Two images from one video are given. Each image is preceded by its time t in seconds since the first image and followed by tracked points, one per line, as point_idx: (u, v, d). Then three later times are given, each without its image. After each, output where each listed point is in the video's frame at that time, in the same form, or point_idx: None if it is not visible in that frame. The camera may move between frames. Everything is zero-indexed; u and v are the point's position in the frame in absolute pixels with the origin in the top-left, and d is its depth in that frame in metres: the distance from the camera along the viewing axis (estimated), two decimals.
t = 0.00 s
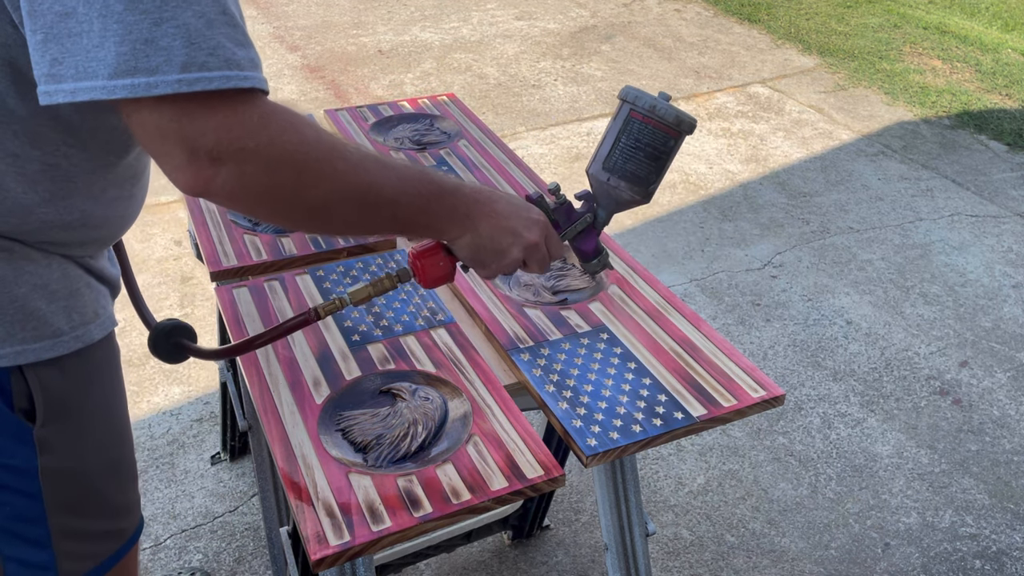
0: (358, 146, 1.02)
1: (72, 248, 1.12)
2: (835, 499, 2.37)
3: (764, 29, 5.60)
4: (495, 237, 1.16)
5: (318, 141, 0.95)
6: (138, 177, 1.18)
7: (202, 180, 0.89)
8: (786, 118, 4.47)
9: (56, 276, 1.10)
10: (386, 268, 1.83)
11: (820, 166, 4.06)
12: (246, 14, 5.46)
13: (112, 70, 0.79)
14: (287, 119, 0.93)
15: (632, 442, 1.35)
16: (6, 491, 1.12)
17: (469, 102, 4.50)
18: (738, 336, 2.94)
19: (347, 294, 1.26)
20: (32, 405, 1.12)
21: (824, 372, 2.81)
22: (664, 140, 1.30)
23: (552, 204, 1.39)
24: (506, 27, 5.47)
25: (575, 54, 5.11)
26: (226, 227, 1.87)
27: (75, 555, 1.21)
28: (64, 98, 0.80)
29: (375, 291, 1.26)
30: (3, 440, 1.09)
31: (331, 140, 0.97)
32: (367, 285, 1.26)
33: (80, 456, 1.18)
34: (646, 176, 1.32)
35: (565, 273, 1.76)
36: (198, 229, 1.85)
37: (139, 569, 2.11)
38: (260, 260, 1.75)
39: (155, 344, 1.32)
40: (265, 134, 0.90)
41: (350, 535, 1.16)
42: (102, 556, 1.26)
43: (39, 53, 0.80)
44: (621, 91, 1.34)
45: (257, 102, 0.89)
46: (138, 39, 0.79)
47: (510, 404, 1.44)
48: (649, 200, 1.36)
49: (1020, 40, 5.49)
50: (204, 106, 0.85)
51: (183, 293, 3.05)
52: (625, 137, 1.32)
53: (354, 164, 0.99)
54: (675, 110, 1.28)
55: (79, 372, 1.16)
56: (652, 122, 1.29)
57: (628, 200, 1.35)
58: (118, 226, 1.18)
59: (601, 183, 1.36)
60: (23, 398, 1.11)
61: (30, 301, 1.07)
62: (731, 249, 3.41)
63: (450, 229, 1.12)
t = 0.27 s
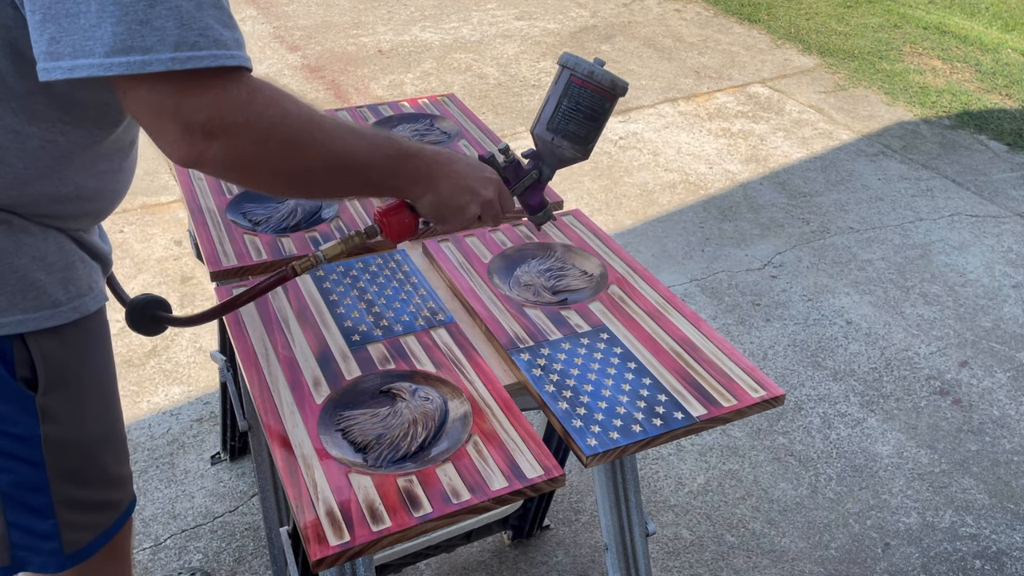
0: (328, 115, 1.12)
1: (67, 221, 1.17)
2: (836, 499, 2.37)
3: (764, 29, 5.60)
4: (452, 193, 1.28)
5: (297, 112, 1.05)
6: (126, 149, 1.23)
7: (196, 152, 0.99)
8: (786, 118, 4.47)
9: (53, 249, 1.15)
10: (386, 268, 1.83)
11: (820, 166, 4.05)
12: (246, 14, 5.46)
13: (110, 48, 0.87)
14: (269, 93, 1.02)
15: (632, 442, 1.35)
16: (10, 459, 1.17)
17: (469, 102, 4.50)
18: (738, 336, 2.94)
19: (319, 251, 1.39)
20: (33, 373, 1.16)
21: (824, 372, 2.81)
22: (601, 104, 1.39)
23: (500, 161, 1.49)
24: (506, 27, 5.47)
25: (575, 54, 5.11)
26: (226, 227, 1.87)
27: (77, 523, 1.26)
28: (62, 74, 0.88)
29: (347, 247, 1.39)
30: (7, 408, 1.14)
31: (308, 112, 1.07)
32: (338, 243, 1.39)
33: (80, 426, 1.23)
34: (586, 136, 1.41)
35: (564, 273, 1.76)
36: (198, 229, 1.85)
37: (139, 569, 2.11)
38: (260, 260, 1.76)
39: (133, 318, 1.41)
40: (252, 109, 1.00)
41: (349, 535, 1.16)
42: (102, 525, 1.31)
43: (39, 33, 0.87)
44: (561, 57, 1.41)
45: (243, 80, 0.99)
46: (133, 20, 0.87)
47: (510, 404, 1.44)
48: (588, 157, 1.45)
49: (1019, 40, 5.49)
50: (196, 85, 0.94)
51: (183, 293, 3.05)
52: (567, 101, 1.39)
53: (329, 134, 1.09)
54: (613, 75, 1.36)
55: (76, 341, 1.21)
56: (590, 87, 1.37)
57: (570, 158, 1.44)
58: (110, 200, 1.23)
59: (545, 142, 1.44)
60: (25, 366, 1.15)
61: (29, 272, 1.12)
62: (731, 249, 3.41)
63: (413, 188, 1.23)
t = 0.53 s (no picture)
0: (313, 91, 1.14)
1: (65, 203, 1.17)
2: (836, 499, 2.37)
3: (764, 29, 5.60)
4: (424, 159, 1.31)
5: (290, 92, 1.08)
6: (118, 128, 1.22)
7: (198, 134, 1.02)
8: (786, 118, 4.47)
9: (53, 229, 1.15)
10: (385, 268, 1.83)
11: (820, 166, 4.06)
12: (246, 14, 5.46)
13: (110, 37, 0.89)
14: (263, 74, 1.05)
15: (632, 442, 1.35)
16: (14, 433, 1.16)
17: (469, 102, 4.49)
18: (738, 336, 2.94)
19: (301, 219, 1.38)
20: (38, 350, 1.16)
21: (824, 372, 2.81)
22: (551, 69, 1.47)
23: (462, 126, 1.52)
24: (506, 27, 5.47)
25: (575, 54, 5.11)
26: (226, 227, 1.87)
27: (84, 497, 1.26)
28: (63, 61, 0.89)
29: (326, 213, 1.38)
30: (12, 383, 1.14)
31: (298, 92, 1.10)
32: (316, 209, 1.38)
33: (85, 400, 1.22)
34: (539, 99, 1.49)
35: (564, 273, 1.76)
36: (198, 229, 1.85)
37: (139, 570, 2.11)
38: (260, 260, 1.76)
39: (120, 297, 1.39)
40: (249, 93, 1.03)
41: (349, 535, 1.16)
42: (109, 500, 1.30)
43: (40, 22, 0.88)
44: (512, 25, 1.47)
45: (240, 65, 1.01)
46: (132, 10, 0.89)
47: (510, 404, 1.44)
48: (541, 118, 1.53)
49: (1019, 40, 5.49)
50: (197, 71, 0.97)
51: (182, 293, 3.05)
52: (521, 67, 1.46)
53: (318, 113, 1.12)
54: (563, 43, 1.45)
55: (80, 318, 1.21)
56: (542, 54, 1.45)
57: (525, 119, 1.52)
58: (106, 181, 1.23)
59: (502, 107, 1.50)
60: (29, 343, 1.15)
61: (31, 252, 1.13)
62: (731, 249, 3.41)
63: (392, 157, 1.26)
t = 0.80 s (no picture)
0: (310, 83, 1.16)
1: (68, 198, 1.18)
2: (836, 499, 2.37)
3: (764, 29, 5.60)
4: (411, 142, 1.31)
5: (289, 87, 1.10)
6: (116, 123, 1.22)
7: (200, 131, 1.04)
8: (786, 118, 4.47)
9: (60, 223, 1.15)
10: (386, 268, 1.83)
11: (820, 166, 4.05)
12: (246, 14, 5.46)
13: (113, 36, 0.91)
14: (261, 70, 1.06)
15: (632, 442, 1.35)
16: (25, 424, 1.16)
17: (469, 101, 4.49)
18: (738, 336, 2.94)
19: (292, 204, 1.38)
20: (48, 343, 1.16)
21: (824, 372, 2.81)
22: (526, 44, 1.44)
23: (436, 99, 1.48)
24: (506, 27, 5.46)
25: (575, 54, 5.11)
26: (226, 227, 1.87)
27: (96, 488, 1.26)
28: (66, 59, 0.91)
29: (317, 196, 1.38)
30: (22, 374, 1.14)
31: (294, 84, 1.11)
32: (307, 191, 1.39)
33: (95, 392, 1.22)
34: (512, 73, 1.46)
35: (564, 273, 1.76)
36: (198, 228, 1.85)
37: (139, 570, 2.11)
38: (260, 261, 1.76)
39: (117, 295, 1.42)
40: (246, 90, 1.05)
41: (349, 535, 1.16)
42: (121, 491, 1.30)
43: (44, 21, 0.90)
44: None
45: (236, 62, 1.02)
46: (135, 10, 0.91)
47: (510, 404, 1.44)
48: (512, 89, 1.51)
49: (1019, 40, 5.49)
50: (196, 70, 0.99)
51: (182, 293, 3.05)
52: (497, 43, 1.42)
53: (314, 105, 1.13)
54: (540, 19, 1.41)
55: (89, 310, 1.21)
56: (520, 32, 1.41)
57: (497, 91, 1.50)
58: (107, 175, 1.23)
59: (476, 80, 1.47)
60: (40, 335, 1.15)
61: (38, 244, 1.13)
62: (731, 249, 3.41)
63: (385, 143, 1.28)
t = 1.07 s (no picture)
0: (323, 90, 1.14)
1: (72, 209, 1.18)
2: (836, 499, 2.37)
3: (764, 29, 5.60)
4: (424, 145, 1.29)
5: (301, 96, 1.08)
6: (122, 134, 1.22)
7: (214, 145, 1.02)
8: (786, 118, 4.47)
9: (62, 235, 1.16)
10: (386, 268, 1.83)
11: (820, 166, 4.06)
12: (246, 14, 5.46)
13: (121, 51, 0.89)
14: (274, 80, 1.04)
15: (632, 442, 1.35)
16: (24, 440, 1.16)
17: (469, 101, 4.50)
18: (738, 336, 2.94)
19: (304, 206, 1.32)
20: (48, 357, 1.16)
21: (824, 372, 2.81)
22: (544, 45, 1.45)
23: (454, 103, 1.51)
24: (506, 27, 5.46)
25: (575, 54, 5.11)
26: (226, 227, 1.87)
27: (94, 503, 1.25)
28: (72, 74, 0.89)
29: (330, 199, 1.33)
30: (21, 391, 1.14)
31: (308, 93, 1.09)
32: (318, 194, 1.33)
33: (94, 405, 1.22)
34: (530, 74, 1.48)
35: (564, 273, 1.76)
36: (198, 229, 1.85)
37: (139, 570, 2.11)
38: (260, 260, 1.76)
39: (127, 302, 1.35)
40: (261, 100, 1.02)
41: (350, 535, 1.16)
42: (119, 506, 1.30)
43: (50, 35, 0.89)
44: None
45: (251, 72, 1.00)
46: (145, 23, 0.89)
47: (510, 404, 1.44)
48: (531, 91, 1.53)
49: (1020, 40, 5.49)
50: (209, 82, 0.96)
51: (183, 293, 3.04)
52: (514, 44, 1.44)
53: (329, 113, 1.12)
54: (558, 19, 1.41)
55: (89, 325, 1.21)
56: (537, 31, 1.42)
57: (515, 93, 1.52)
58: (111, 187, 1.23)
59: (494, 81, 1.50)
60: (39, 350, 1.15)
61: (40, 258, 1.13)
62: (731, 249, 3.41)
63: (397, 147, 1.26)
